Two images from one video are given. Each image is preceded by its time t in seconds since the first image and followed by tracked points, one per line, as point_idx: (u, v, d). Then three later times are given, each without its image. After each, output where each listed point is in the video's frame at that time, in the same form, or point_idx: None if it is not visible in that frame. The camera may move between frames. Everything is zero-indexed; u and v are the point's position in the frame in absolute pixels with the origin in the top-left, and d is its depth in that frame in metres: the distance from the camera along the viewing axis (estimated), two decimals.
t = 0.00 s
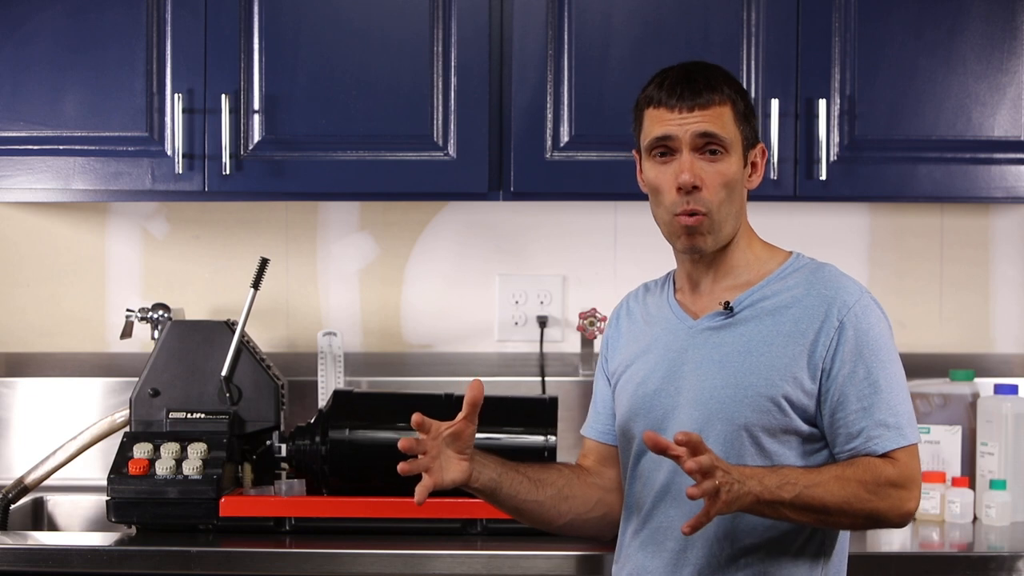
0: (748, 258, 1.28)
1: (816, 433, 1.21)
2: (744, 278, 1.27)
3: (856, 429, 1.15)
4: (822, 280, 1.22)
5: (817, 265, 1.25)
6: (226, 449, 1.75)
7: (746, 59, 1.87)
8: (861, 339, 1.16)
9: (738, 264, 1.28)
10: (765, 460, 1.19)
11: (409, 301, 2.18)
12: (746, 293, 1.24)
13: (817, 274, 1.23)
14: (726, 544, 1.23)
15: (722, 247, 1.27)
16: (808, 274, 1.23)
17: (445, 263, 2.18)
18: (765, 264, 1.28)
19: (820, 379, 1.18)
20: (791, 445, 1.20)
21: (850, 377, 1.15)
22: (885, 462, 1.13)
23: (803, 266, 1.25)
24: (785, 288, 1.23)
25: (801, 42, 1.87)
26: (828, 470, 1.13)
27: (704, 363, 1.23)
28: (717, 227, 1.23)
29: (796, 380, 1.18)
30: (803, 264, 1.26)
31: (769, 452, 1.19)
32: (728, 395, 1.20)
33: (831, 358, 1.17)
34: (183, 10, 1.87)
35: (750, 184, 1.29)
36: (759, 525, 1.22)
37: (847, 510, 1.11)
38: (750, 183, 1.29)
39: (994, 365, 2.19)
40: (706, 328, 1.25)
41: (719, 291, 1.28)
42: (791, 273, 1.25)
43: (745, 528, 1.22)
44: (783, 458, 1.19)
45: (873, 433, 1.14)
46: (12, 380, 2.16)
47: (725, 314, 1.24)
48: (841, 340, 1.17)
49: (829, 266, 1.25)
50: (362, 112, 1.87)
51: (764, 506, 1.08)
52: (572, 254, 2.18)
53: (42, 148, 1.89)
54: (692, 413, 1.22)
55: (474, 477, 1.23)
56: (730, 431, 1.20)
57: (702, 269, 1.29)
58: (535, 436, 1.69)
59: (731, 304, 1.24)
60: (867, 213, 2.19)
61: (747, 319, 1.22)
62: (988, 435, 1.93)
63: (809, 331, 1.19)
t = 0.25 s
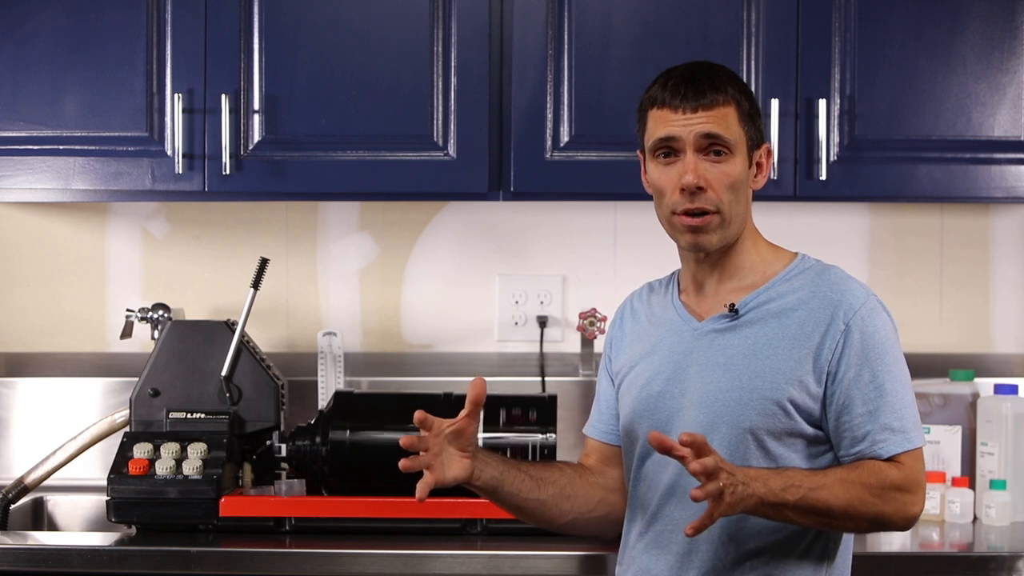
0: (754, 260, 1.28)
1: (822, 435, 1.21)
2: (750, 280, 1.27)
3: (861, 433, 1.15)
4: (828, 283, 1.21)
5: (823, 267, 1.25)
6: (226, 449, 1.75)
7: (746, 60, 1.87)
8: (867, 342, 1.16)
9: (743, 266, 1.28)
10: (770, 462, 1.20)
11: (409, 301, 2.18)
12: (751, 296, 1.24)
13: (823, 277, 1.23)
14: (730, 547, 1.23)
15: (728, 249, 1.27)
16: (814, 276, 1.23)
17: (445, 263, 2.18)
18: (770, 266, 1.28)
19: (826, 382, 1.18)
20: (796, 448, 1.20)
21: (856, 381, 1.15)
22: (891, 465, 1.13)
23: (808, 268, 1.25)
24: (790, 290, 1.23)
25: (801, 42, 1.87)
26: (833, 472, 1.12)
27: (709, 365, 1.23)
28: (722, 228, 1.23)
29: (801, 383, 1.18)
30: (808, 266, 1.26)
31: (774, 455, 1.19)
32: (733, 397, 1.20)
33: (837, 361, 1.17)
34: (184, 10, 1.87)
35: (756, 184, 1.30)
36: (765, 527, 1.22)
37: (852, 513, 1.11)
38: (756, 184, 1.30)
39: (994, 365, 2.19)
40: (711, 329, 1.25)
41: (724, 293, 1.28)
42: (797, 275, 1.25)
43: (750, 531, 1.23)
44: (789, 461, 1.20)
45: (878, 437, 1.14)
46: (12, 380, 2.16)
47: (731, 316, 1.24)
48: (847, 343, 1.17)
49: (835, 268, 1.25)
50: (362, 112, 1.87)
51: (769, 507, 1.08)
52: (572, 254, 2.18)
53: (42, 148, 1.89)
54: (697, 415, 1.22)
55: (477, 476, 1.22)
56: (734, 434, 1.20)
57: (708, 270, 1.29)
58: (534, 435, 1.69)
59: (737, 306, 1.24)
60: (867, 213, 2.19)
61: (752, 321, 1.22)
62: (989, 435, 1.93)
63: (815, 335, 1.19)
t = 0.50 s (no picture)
0: (758, 260, 1.28)
1: (826, 436, 1.21)
2: (754, 280, 1.27)
3: (864, 436, 1.15)
4: (833, 285, 1.21)
5: (828, 267, 1.25)
6: (226, 449, 1.75)
7: (746, 60, 1.87)
8: (871, 345, 1.16)
9: (747, 266, 1.28)
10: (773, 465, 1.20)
11: (409, 301, 2.18)
12: (755, 297, 1.24)
13: (828, 278, 1.22)
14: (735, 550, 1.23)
15: (732, 249, 1.27)
16: (819, 277, 1.23)
17: (445, 263, 2.18)
18: (775, 265, 1.28)
19: (830, 385, 1.18)
20: (800, 449, 1.21)
21: (860, 384, 1.15)
22: (894, 472, 1.13)
23: (813, 269, 1.24)
24: (795, 292, 1.22)
25: (801, 42, 1.87)
26: (842, 488, 1.11)
27: (713, 369, 1.23)
28: (727, 226, 1.23)
29: (805, 386, 1.18)
30: (813, 265, 1.25)
31: (778, 458, 1.20)
32: (737, 401, 1.20)
33: (841, 364, 1.17)
34: (184, 10, 1.87)
35: (762, 185, 1.29)
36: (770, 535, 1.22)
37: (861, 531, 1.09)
38: (762, 184, 1.29)
39: (994, 365, 2.19)
40: (715, 332, 1.25)
41: (728, 293, 1.28)
42: (801, 275, 1.24)
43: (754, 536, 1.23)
44: (791, 464, 1.20)
45: (882, 440, 1.14)
46: (12, 380, 2.16)
47: (734, 319, 1.24)
48: (851, 347, 1.16)
49: (839, 268, 1.24)
50: (362, 112, 1.87)
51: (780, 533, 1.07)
52: (572, 254, 2.18)
53: (42, 148, 1.90)
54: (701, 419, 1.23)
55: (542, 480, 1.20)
56: (739, 438, 1.20)
57: (712, 270, 1.29)
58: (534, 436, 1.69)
59: (741, 308, 1.24)
60: (867, 213, 2.19)
61: (756, 324, 1.22)
62: (989, 435, 1.93)
63: (819, 338, 1.18)
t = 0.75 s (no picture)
0: (773, 262, 1.27)
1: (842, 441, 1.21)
2: (771, 283, 1.26)
3: (881, 441, 1.14)
4: (850, 289, 1.20)
5: (845, 271, 1.24)
6: (226, 449, 1.75)
7: (746, 60, 1.87)
8: (889, 350, 1.15)
9: (763, 269, 1.27)
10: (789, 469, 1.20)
11: (409, 300, 2.18)
12: (772, 300, 1.23)
13: (845, 282, 1.21)
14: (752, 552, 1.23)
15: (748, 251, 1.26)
16: (836, 281, 1.22)
17: (445, 263, 2.18)
18: (790, 267, 1.27)
19: (846, 390, 1.17)
20: (816, 453, 1.20)
21: (877, 389, 1.15)
22: (908, 477, 1.12)
23: (830, 272, 1.23)
24: (812, 296, 1.22)
25: (801, 42, 1.87)
26: (852, 487, 1.11)
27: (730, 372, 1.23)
28: (742, 228, 1.23)
29: (822, 390, 1.18)
30: (830, 269, 1.24)
31: (794, 462, 1.20)
32: (754, 404, 1.20)
33: (858, 368, 1.17)
34: (184, 10, 1.87)
35: (774, 183, 1.29)
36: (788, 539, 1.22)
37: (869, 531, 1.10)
38: (775, 183, 1.29)
39: (994, 365, 2.19)
40: (732, 335, 1.24)
41: (745, 296, 1.27)
42: (818, 279, 1.23)
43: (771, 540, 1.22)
44: (806, 468, 1.20)
45: (898, 446, 1.13)
46: (12, 380, 2.16)
47: (751, 322, 1.23)
48: (868, 352, 1.16)
49: (856, 272, 1.23)
50: (362, 112, 1.87)
51: (761, 526, 1.07)
52: (572, 254, 2.18)
53: (42, 148, 1.90)
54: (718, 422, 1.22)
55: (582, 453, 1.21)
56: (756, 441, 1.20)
57: (728, 274, 1.28)
58: (534, 436, 1.68)
59: (759, 311, 1.23)
60: (867, 213, 2.19)
61: (773, 328, 1.22)
62: (989, 435, 1.93)
63: (836, 342, 1.18)
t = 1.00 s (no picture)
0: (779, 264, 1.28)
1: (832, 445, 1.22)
2: (775, 285, 1.26)
3: (875, 450, 1.17)
4: (854, 298, 1.22)
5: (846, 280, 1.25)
6: (226, 449, 1.75)
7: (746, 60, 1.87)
8: (890, 362, 1.18)
9: (769, 270, 1.27)
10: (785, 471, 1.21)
11: (409, 300, 2.18)
12: (779, 303, 1.23)
13: (848, 290, 1.23)
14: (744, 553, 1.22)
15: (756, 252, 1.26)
16: (838, 289, 1.23)
17: (445, 263, 2.18)
18: (795, 271, 1.27)
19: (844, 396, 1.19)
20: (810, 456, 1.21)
21: (876, 399, 1.18)
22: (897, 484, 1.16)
23: (833, 279, 1.24)
24: (816, 302, 1.23)
25: (801, 42, 1.87)
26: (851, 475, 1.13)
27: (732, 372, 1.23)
28: (752, 231, 1.23)
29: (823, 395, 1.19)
30: (833, 276, 1.26)
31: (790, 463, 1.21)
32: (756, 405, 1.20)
33: (858, 377, 1.19)
34: (183, 10, 1.87)
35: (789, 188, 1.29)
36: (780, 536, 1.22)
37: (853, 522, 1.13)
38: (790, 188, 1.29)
39: (994, 365, 2.19)
40: (735, 334, 1.24)
41: (749, 296, 1.27)
42: (822, 285, 1.24)
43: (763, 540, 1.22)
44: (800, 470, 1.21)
45: (890, 455, 1.17)
46: (12, 380, 2.16)
47: (757, 323, 1.23)
48: (871, 362, 1.18)
49: (858, 281, 1.25)
50: (362, 112, 1.87)
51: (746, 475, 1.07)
52: (572, 254, 2.18)
53: (42, 148, 1.90)
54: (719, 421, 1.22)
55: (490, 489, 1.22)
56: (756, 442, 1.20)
57: (733, 272, 1.27)
58: (534, 436, 1.69)
59: (765, 313, 1.23)
60: (867, 213, 2.19)
61: (777, 330, 1.22)
62: (988, 435, 1.93)
63: (840, 349, 1.19)
